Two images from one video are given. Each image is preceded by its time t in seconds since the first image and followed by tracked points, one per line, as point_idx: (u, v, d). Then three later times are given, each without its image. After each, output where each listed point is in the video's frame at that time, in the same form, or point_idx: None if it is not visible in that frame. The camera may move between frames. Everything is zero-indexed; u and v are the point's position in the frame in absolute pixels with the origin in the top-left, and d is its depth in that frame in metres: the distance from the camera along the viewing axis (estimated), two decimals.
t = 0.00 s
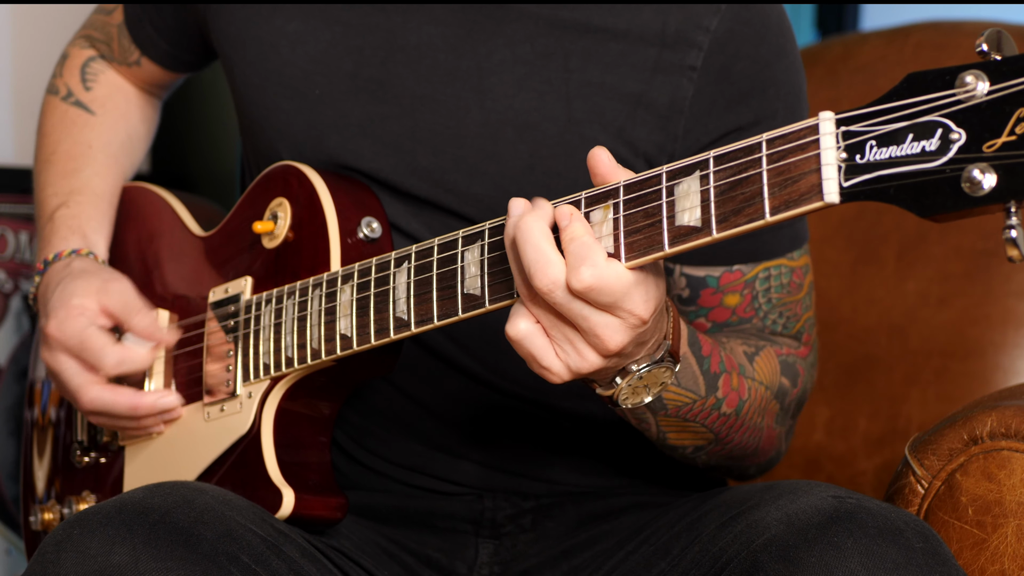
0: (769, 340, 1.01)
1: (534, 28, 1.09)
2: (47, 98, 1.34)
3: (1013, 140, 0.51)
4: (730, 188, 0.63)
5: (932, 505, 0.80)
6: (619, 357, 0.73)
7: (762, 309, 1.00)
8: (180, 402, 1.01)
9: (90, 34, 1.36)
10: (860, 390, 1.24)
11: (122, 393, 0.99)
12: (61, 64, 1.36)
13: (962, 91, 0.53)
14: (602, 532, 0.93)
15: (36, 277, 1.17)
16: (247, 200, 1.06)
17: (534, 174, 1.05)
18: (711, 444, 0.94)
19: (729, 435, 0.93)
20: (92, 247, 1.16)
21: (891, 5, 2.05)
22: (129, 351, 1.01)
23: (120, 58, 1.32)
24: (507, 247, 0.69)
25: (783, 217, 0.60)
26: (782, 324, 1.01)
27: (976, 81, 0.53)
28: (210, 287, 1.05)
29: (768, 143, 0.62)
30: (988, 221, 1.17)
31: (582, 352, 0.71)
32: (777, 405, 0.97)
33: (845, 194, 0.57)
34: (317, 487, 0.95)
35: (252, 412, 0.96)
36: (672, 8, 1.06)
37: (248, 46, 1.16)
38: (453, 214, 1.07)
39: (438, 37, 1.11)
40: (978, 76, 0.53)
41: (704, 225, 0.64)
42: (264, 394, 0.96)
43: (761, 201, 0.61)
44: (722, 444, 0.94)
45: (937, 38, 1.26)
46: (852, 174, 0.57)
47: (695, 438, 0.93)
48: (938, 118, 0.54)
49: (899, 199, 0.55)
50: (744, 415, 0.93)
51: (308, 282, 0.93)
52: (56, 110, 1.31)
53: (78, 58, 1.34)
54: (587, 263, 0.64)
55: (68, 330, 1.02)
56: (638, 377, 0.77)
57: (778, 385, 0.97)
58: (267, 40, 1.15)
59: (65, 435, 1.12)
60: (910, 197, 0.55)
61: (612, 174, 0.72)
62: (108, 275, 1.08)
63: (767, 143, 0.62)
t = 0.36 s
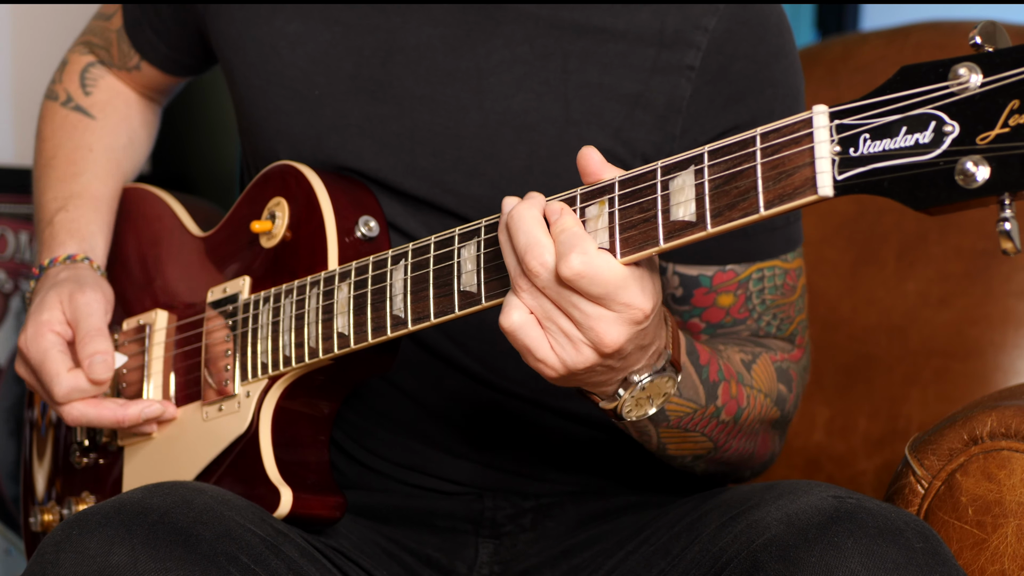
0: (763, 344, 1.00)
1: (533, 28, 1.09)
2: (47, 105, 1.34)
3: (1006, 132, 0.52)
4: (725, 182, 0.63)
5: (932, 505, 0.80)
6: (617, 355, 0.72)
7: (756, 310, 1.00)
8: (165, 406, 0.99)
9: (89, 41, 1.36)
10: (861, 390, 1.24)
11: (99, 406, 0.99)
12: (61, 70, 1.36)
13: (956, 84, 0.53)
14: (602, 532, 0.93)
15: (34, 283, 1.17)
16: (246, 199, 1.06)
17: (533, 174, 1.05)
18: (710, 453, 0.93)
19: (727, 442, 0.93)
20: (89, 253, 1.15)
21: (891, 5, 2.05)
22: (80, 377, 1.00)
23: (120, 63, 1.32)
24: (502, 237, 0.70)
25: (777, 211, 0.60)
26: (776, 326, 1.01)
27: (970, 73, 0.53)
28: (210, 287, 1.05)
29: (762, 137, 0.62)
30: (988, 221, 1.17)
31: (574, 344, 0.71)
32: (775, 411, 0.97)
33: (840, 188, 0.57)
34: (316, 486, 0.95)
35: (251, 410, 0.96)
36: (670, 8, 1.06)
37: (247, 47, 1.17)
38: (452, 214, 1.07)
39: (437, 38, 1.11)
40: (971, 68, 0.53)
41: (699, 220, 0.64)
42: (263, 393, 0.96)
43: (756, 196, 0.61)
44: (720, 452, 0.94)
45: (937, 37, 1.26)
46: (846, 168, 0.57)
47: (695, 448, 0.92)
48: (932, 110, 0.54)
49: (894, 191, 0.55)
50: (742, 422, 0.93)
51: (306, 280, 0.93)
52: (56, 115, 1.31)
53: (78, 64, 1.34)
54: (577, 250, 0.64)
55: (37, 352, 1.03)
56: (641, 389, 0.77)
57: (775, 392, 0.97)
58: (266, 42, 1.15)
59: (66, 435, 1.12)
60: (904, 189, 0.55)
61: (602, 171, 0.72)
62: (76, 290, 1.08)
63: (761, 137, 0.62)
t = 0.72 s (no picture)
0: (749, 343, 1.00)
1: (533, 30, 1.09)
2: (38, 111, 1.34)
3: (1003, 126, 0.52)
4: (722, 178, 0.63)
5: (932, 505, 0.80)
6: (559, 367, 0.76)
7: (752, 308, 1.00)
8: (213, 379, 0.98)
9: (77, 48, 1.35)
10: (861, 392, 1.24)
11: (156, 377, 0.97)
12: (49, 77, 1.35)
13: (953, 78, 0.53)
14: (603, 532, 0.93)
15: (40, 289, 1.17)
16: (246, 197, 1.06)
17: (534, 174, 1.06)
18: (680, 447, 0.96)
19: (697, 439, 0.95)
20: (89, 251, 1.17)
21: (890, 6, 2.05)
22: (160, 330, 1.00)
23: (110, 70, 1.32)
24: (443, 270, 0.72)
25: (776, 206, 0.60)
26: (770, 324, 1.01)
27: (967, 66, 0.53)
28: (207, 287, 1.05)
29: (759, 133, 0.62)
30: (988, 221, 1.18)
31: (519, 365, 0.75)
32: (754, 411, 0.97)
33: (837, 182, 0.57)
34: (317, 485, 0.95)
35: (252, 410, 0.96)
36: (670, 10, 1.06)
37: (246, 49, 1.17)
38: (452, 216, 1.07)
39: (437, 40, 1.11)
40: (968, 62, 0.53)
41: (697, 216, 0.64)
42: (263, 392, 0.96)
43: (754, 191, 0.61)
44: (692, 446, 0.96)
45: (938, 37, 1.26)
46: (844, 163, 0.57)
47: (661, 443, 0.95)
48: (929, 104, 0.54)
49: (893, 185, 0.56)
50: (709, 422, 0.94)
51: (305, 279, 0.93)
52: (46, 122, 1.31)
53: (67, 70, 1.34)
54: (531, 291, 0.67)
55: (94, 328, 1.01)
56: (584, 392, 0.80)
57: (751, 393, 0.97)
58: (265, 43, 1.16)
59: (66, 434, 1.13)
60: (903, 182, 0.55)
61: (529, 189, 0.76)
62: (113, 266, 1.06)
63: (759, 131, 0.62)
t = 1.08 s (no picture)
0: (753, 339, 1.00)
1: (531, 30, 1.09)
2: (36, 118, 1.33)
3: (1005, 124, 0.52)
4: (724, 176, 0.63)
5: (932, 505, 0.80)
6: (576, 363, 0.75)
7: (751, 308, 1.01)
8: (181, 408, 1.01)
9: (74, 52, 1.35)
10: (861, 392, 1.24)
11: (123, 414, 0.98)
12: (48, 81, 1.35)
13: (954, 76, 0.53)
14: (602, 532, 0.93)
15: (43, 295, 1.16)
16: (246, 197, 1.06)
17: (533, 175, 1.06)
18: (688, 442, 0.95)
19: (704, 433, 0.94)
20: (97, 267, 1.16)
21: (890, 5, 2.05)
22: (115, 382, 0.99)
23: (107, 73, 1.31)
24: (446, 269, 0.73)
25: (776, 204, 0.59)
26: (770, 321, 1.01)
27: (968, 65, 0.53)
28: (207, 288, 1.06)
29: (761, 131, 0.62)
30: (988, 221, 1.18)
31: (536, 364, 0.74)
32: (757, 405, 0.98)
33: (839, 180, 0.57)
34: (317, 486, 0.95)
35: (252, 410, 0.96)
36: (667, 8, 1.06)
37: (245, 50, 1.16)
38: (450, 215, 1.07)
39: (435, 39, 1.11)
40: (970, 60, 0.53)
41: (699, 214, 0.64)
42: (263, 393, 0.96)
43: (755, 188, 0.61)
44: (699, 442, 0.95)
45: (937, 37, 1.26)
46: (845, 160, 0.57)
47: (671, 439, 0.94)
48: (930, 102, 0.54)
49: (894, 183, 0.56)
50: (716, 414, 0.94)
51: (306, 279, 0.93)
52: (46, 128, 1.30)
53: (63, 75, 1.33)
54: (529, 279, 0.67)
55: (64, 357, 1.01)
56: (599, 384, 0.79)
57: (755, 385, 0.97)
58: (264, 44, 1.15)
59: (66, 434, 1.12)
60: (904, 182, 0.55)
61: (528, 188, 0.77)
62: (104, 293, 1.07)
63: (761, 130, 0.62)
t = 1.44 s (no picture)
0: (767, 328, 1.01)
1: (531, 30, 1.09)
2: (38, 119, 1.33)
3: (1006, 125, 0.52)
4: (726, 177, 0.63)
5: (932, 505, 0.80)
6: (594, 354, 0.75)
7: (762, 299, 1.00)
8: (173, 409, 1.01)
9: (77, 51, 1.35)
10: (861, 392, 1.24)
11: (109, 418, 0.97)
12: (49, 82, 1.35)
13: (956, 77, 0.54)
14: (602, 532, 0.93)
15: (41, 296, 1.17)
16: (247, 199, 1.06)
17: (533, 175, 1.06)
18: (704, 430, 0.95)
19: (720, 419, 0.95)
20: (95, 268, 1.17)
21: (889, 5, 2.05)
22: (103, 389, 1.00)
23: (109, 74, 1.31)
24: (456, 296, 0.72)
25: (779, 205, 0.59)
26: (782, 313, 1.02)
27: (970, 66, 0.53)
28: (209, 288, 1.05)
29: (762, 132, 0.62)
30: (988, 220, 1.18)
31: (557, 363, 0.74)
32: (773, 392, 0.98)
33: (841, 181, 0.57)
34: (317, 486, 0.95)
35: (252, 411, 0.96)
36: (668, 8, 1.06)
37: (246, 50, 1.16)
38: (451, 215, 1.07)
39: (435, 40, 1.11)
40: (971, 61, 0.53)
41: (700, 215, 0.64)
42: (264, 394, 0.96)
43: (756, 189, 0.61)
44: (715, 429, 0.96)
45: (937, 37, 1.26)
46: (847, 161, 0.57)
47: (688, 425, 0.94)
48: (932, 103, 0.54)
49: (896, 184, 0.55)
50: (732, 400, 0.94)
51: (307, 280, 0.93)
52: (46, 129, 1.30)
53: (66, 76, 1.33)
54: (534, 287, 0.67)
55: (56, 359, 1.02)
56: (621, 366, 0.80)
57: (771, 373, 0.97)
58: (265, 45, 1.15)
59: (66, 434, 1.12)
60: (904, 182, 0.55)
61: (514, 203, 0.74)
62: (99, 296, 1.07)
63: (762, 131, 0.62)
